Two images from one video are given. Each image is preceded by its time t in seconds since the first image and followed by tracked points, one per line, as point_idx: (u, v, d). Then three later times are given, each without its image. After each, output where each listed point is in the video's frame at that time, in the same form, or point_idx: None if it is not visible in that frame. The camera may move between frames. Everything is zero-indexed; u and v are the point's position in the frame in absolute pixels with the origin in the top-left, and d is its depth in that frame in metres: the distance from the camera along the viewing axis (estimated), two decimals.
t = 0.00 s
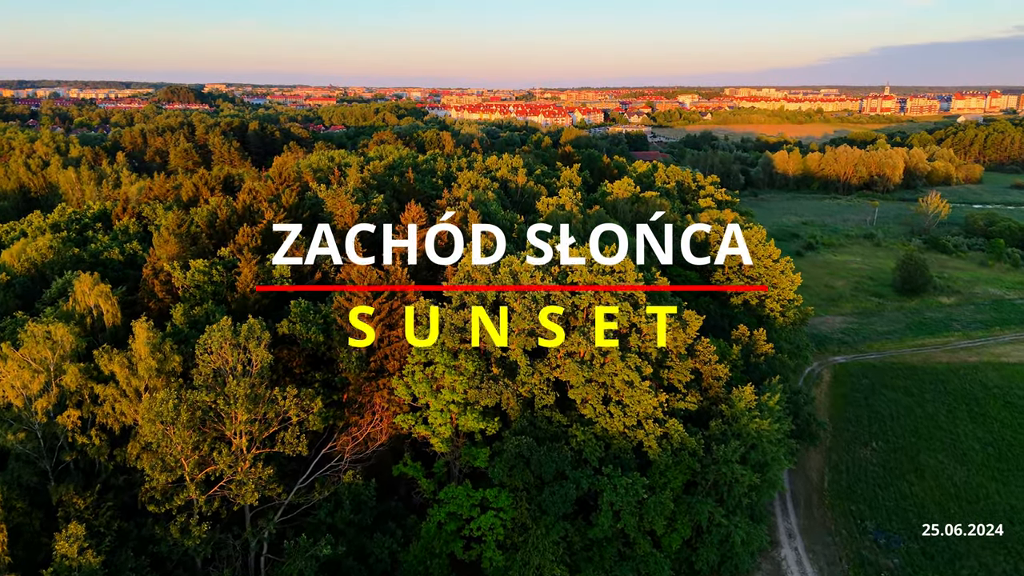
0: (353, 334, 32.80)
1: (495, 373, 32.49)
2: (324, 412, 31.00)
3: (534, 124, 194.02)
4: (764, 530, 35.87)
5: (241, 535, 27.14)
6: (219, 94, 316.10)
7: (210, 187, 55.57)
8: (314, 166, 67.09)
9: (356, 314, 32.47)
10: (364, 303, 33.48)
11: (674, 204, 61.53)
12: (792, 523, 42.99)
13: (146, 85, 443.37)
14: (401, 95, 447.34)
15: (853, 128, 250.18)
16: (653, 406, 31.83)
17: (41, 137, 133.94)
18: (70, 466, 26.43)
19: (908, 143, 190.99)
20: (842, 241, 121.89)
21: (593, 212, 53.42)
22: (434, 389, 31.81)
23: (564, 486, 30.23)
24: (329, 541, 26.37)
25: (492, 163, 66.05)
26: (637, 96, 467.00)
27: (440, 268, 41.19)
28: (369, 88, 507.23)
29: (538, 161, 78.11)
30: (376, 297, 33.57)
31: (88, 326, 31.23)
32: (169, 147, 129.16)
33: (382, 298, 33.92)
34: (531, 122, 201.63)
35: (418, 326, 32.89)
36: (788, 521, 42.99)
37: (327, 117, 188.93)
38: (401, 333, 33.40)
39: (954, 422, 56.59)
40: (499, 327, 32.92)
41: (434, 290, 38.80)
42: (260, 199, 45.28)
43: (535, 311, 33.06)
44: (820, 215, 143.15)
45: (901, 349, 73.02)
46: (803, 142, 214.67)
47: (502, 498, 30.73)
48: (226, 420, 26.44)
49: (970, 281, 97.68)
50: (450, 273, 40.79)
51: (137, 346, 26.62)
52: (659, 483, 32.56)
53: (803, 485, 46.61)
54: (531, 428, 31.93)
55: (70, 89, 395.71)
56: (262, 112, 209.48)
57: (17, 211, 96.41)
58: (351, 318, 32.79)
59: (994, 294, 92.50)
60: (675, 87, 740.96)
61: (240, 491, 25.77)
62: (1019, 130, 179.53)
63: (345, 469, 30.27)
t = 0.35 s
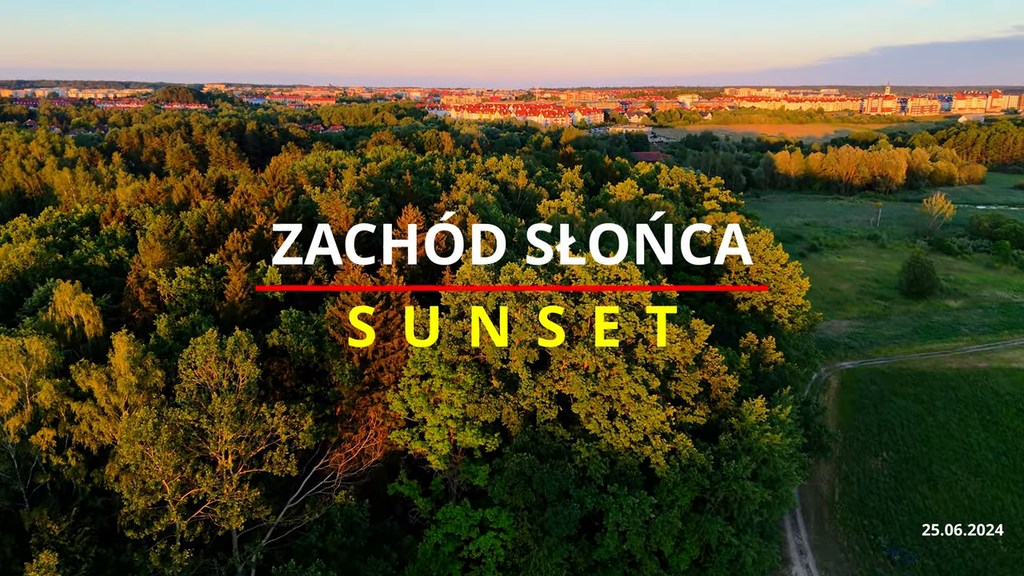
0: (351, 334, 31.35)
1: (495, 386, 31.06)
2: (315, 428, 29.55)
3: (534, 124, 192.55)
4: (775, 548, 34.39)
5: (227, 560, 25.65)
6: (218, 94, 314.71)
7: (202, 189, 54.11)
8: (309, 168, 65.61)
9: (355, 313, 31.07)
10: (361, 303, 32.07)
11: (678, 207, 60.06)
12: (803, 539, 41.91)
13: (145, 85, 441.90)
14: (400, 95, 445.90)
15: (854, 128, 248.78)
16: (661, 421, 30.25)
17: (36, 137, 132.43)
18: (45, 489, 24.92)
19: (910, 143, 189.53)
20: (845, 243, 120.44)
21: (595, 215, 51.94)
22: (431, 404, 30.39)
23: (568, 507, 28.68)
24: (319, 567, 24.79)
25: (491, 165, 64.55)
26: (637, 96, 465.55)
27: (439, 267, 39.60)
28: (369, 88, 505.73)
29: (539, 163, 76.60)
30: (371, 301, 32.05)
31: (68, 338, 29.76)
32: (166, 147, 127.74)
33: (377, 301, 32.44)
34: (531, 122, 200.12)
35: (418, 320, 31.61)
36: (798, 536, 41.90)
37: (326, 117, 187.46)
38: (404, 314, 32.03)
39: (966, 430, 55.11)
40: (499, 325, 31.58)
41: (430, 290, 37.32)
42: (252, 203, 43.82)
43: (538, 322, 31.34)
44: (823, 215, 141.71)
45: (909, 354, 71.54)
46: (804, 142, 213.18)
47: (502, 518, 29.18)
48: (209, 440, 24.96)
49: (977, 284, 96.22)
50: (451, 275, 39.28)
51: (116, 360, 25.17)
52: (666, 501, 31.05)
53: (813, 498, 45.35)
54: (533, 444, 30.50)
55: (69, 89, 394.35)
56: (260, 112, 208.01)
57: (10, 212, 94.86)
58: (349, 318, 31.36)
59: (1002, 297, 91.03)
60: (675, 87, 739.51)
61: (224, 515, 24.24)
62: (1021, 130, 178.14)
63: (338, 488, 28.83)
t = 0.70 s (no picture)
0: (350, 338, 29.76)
1: (494, 401, 29.57)
2: (305, 445, 28.05)
3: (534, 124, 191.07)
4: (788, 569, 32.90)
5: None
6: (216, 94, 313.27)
7: (193, 192, 52.57)
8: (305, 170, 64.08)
9: (356, 311, 29.43)
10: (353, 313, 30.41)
11: (682, 209, 58.55)
12: (815, 556, 40.69)
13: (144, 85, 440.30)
14: (400, 95, 444.63)
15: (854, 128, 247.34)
16: (670, 438, 28.66)
17: (31, 138, 130.89)
18: (15, 515, 23.39)
19: (912, 143, 188.11)
20: (849, 244, 119.00)
21: (598, 218, 50.37)
22: (428, 421, 28.91)
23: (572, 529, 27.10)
24: None
25: (491, 166, 63.03)
26: (637, 96, 464.13)
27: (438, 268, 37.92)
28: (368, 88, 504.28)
29: (539, 164, 75.07)
30: (364, 309, 30.46)
31: (46, 350, 28.23)
32: (161, 147, 126.14)
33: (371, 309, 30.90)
34: (531, 122, 198.58)
35: (416, 325, 30.16)
36: (810, 553, 40.68)
37: (325, 117, 186.02)
38: (399, 324, 30.49)
39: (979, 439, 53.64)
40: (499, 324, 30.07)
41: (427, 296, 35.61)
42: (244, 206, 42.30)
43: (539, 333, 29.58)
44: (826, 216, 140.16)
45: (918, 360, 70.08)
46: (805, 142, 211.75)
47: (503, 540, 27.46)
48: (191, 463, 23.41)
49: (984, 286, 94.72)
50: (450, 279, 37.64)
51: (93, 377, 23.64)
52: (674, 521, 29.44)
53: (824, 513, 44.11)
54: (535, 462, 29.01)
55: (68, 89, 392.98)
56: (259, 112, 206.50)
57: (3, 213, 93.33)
58: (346, 321, 29.78)
59: (1010, 300, 89.54)
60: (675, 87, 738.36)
61: (206, 543, 22.65)
62: None
63: (329, 510, 27.35)
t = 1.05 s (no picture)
0: (341, 350, 28.16)
1: (495, 418, 28.02)
2: (294, 464, 26.48)
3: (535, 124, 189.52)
4: None
5: None
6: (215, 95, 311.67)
7: (184, 194, 51.03)
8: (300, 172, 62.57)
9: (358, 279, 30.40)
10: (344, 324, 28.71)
11: (688, 212, 57.00)
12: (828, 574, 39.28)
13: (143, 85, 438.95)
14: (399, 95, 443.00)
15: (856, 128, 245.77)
16: (680, 456, 27.15)
17: (26, 138, 129.27)
18: None
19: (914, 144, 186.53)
20: (853, 246, 117.51)
21: (602, 222, 48.83)
22: (424, 439, 27.41)
23: (576, 552, 25.41)
24: None
25: (490, 168, 61.50)
26: (637, 96, 462.61)
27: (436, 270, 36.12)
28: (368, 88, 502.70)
29: (540, 166, 73.50)
30: (357, 319, 28.88)
31: (21, 364, 26.72)
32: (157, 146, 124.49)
33: (365, 319, 29.39)
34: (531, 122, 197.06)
35: (412, 337, 28.61)
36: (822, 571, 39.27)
37: (324, 117, 184.45)
38: (394, 334, 29.06)
39: (992, 449, 52.15)
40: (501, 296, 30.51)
41: (424, 307, 33.41)
42: (235, 210, 40.77)
43: (542, 346, 27.85)
44: (830, 217, 138.61)
45: (927, 365, 68.60)
46: (806, 142, 210.20)
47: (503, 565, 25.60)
48: (170, 488, 21.92)
49: (991, 289, 93.19)
50: (449, 285, 35.91)
51: (66, 397, 22.18)
52: (683, 543, 27.82)
53: (836, 528, 42.70)
54: (537, 482, 27.53)
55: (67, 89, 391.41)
56: (258, 112, 204.90)
57: None
58: (337, 333, 28.12)
59: (1018, 303, 88.01)
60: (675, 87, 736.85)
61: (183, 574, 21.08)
62: None
63: (320, 533, 25.90)
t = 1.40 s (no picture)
0: (333, 365, 26.62)
1: (495, 436, 26.46)
2: (283, 486, 24.98)
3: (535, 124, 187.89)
4: None
5: None
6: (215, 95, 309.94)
7: (174, 197, 49.44)
8: (295, 174, 60.99)
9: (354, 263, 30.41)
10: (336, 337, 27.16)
11: (693, 215, 55.46)
12: None
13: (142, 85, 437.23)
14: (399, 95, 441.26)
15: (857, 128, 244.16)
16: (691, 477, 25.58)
17: (21, 138, 127.53)
18: None
19: (917, 144, 184.77)
20: (857, 247, 116.06)
21: (605, 226, 47.32)
22: (420, 459, 25.87)
23: None
24: None
25: (490, 170, 59.91)
26: (637, 96, 460.95)
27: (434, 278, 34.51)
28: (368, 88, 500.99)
29: (541, 168, 71.88)
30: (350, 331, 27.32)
31: None
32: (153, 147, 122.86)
33: (358, 331, 27.85)
34: (531, 122, 195.44)
35: (408, 350, 27.05)
36: None
37: (323, 117, 182.80)
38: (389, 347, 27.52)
39: (1008, 458, 50.58)
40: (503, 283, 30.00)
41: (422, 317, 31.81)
42: (225, 215, 39.25)
43: (546, 360, 26.24)
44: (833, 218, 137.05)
45: (936, 372, 67.06)
46: (808, 142, 208.52)
47: None
48: (145, 517, 20.44)
49: (999, 292, 91.64)
50: (448, 294, 34.37)
51: (35, 420, 20.70)
52: (694, 568, 26.18)
53: (849, 545, 41.28)
54: (539, 504, 25.93)
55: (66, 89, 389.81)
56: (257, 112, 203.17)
57: None
58: (329, 346, 26.57)
59: None
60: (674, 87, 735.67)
61: None
62: None
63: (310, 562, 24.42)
